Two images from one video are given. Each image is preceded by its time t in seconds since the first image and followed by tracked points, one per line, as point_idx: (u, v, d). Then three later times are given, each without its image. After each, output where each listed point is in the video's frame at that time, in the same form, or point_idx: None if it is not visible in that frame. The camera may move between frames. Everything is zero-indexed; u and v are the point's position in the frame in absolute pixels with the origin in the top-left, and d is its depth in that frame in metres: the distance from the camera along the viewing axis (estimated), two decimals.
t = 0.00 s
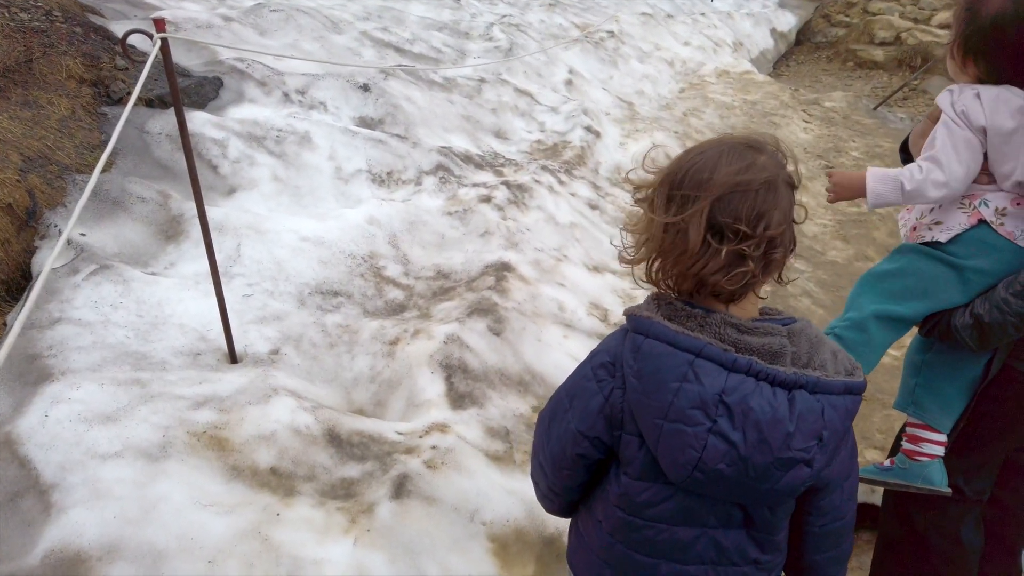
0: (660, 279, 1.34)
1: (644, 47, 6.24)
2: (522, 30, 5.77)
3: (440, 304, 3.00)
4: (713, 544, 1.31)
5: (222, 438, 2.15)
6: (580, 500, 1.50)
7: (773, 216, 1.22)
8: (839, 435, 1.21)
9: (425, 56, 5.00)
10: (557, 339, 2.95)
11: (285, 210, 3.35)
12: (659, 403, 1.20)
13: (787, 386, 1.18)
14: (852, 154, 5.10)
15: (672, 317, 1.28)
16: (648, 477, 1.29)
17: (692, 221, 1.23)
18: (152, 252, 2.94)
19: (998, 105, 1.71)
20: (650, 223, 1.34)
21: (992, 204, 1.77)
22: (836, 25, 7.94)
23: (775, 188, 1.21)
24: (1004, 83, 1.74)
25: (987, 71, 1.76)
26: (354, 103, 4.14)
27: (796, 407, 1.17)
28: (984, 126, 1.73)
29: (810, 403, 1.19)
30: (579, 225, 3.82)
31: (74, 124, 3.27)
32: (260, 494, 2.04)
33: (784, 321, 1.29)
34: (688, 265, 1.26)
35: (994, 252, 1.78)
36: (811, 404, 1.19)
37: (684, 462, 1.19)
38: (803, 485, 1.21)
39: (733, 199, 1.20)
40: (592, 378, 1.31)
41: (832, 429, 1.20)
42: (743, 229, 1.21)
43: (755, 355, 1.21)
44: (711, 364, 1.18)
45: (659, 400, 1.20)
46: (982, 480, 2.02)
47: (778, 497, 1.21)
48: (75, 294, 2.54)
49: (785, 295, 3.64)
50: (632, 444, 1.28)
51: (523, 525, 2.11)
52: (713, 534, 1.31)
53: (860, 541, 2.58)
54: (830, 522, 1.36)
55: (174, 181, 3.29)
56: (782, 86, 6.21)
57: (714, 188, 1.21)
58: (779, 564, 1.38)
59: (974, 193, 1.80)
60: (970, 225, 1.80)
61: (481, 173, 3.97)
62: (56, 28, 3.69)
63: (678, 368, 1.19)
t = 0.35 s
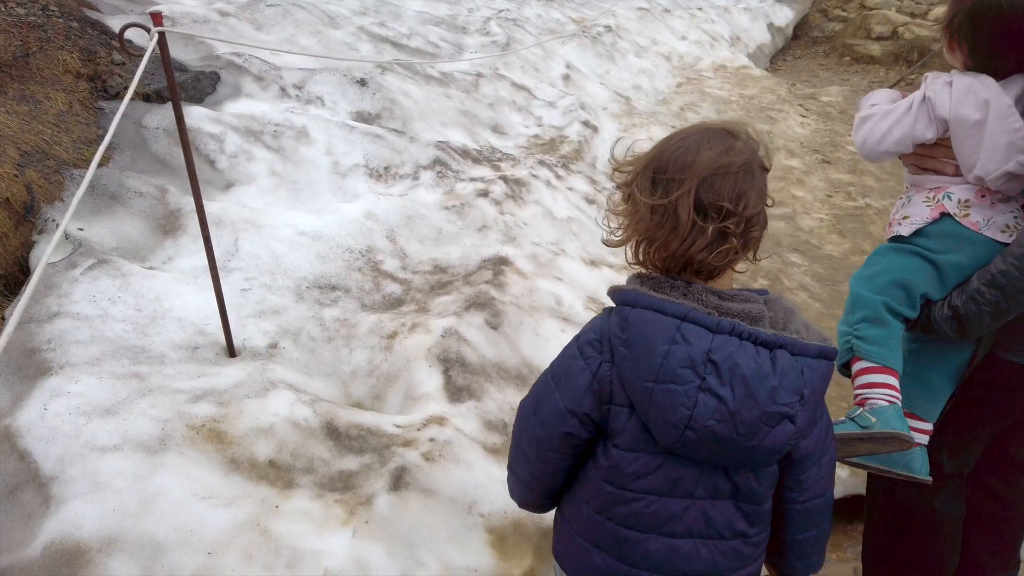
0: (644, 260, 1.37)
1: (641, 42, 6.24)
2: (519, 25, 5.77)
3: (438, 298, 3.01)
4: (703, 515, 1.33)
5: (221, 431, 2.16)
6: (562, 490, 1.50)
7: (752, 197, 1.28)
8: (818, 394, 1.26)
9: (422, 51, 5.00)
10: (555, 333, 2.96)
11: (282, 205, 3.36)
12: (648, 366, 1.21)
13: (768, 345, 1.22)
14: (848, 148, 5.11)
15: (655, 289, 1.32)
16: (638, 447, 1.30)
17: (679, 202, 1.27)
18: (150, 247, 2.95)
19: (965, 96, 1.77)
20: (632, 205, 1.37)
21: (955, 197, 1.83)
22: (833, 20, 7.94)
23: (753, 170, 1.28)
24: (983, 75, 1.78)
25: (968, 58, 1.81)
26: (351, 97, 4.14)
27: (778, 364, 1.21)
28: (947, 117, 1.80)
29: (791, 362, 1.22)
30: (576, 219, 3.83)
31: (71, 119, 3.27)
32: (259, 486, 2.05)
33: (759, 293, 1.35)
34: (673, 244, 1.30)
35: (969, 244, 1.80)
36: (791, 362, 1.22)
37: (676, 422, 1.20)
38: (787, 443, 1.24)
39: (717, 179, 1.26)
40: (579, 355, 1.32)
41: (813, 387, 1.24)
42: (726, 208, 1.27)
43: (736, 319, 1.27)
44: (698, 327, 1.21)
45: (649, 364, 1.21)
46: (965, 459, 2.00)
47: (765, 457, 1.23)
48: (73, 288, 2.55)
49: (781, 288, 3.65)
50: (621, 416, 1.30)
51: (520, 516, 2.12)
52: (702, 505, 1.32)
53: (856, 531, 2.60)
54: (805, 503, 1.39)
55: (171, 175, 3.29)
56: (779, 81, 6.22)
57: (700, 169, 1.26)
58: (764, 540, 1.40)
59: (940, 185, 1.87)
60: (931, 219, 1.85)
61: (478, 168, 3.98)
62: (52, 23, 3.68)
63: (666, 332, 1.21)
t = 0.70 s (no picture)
0: (561, 338, 1.68)
1: (638, 35, 6.23)
2: (516, 18, 5.76)
3: (434, 291, 3.02)
4: (646, 541, 1.51)
5: (217, 424, 2.17)
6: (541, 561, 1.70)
7: (645, 288, 1.57)
8: (711, 405, 1.44)
9: (418, 45, 4.99)
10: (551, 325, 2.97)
11: (278, 199, 3.36)
12: (559, 403, 1.46)
13: (655, 369, 1.44)
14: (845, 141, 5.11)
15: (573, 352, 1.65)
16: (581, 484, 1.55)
17: (584, 293, 1.58)
18: (145, 241, 2.95)
19: (906, 86, 1.73)
20: (549, 291, 1.68)
21: (884, 200, 1.88)
22: (830, 13, 7.93)
23: (646, 266, 1.57)
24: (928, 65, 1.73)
25: (918, 45, 1.74)
26: (346, 91, 4.13)
27: (665, 382, 1.42)
28: (887, 106, 1.77)
29: (678, 379, 1.44)
30: (572, 212, 3.83)
31: (66, 113, 3.26)
32: (255, 478, 2.06)
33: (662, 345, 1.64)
34: (579, 326, 1.61)
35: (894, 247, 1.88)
36: (678, 379, 1.44)
37: (586, 443, 1.42)
38: (688, 449, 1.42)
39: (613, 276, 1.55)
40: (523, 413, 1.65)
41: (703, 399, 1.43)
42: (623, 299, 1.57)
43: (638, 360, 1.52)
44: (593, 363, 1.46)
45: (559, 401, 1.46)
46: (957, 456, 1.90)
47: (671, 466, 1.42)
48: (68, 282, 2.55)
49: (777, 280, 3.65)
50: (557, 464, 1.61)
51: (516, 507, 2.13)
52: (644, 533, 1.51)
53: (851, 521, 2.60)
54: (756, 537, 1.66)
55: (166, 169, 3.28)
56: (775, 74, 6.21)
57: (600, 269, 1.56)
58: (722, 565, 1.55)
59: (875, 183, 1.91)
60: (859, 221, 1.94)
61: (474, 161, 3.98)
62: (47, 17, 3.67)
63: (569, 371, 1.46)
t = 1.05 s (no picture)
0: (529, 342, 1.76)
1: (632, 28, 6.22)
2: (509, 11, 5.74)
3: (428, 286, 3.02)
4: (617, 522, 1.56)
5: (212, 419, 2.17)
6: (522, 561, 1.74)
7: (602, 287, 1.66)
8: (669, 387, 1.53)
9: (411, 39, 4.98)
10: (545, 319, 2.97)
11: (272, 193, 3.36)
12: (527, 394, 1.55)
13: (616, 358, 1.53)
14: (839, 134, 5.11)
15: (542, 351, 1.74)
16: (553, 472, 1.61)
17: (547, 296, 1.66)
18: (139, 237, 2.94)
19: (845, 70, 1.94)
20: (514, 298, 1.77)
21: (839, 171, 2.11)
22: (823, 6, 7.93)
23: (603, 267, 1.67)
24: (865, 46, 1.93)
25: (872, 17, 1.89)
26: (340, 86, 4.12)
27: (626, 368, 1.51)
28: (829, 88, 1.99)
29: (638, 366, 1.53)
30: (567, 206, 3.83)
31: (58, 108, 3.25)
32: (250, 473, 2.06)
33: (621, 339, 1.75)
34: (543, 326, 1.69)
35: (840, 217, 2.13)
36: (638, 366, 1.53)
37: (554, 428, 1.50)
38: (651, 429, 1.50)
39: (571, 278, 1.64)
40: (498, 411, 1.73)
41: (662, 382, 1.52)
42: (583, 299, 1.66)
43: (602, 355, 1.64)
44: (559, 354, 1.55)
45: (527, 392, 1.54)
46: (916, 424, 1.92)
47: (636, 447, 1.49)
48: (62, 278, 2.54)
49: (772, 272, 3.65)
50: (529, 456, 1.68)
51: (511, 500, 2.15)
52: (615, 515, 1.57)
53: (844, 512, 2.62)
54: (718, 514, 1.75)
55: (160, 165, 3.27)
56: (769, 67, 6.21)
57: (558, 272, 1.65)
58: (693, 541, 1.63)
59: (831, 157, 2.15)
60: (817, 192, 2.19)
61: (468, 155, 3.97)
62: (37, 11, 3.65)
63: (536, 364, 1.55)
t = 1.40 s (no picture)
0: (554, 354, 1.79)
1: (633, 25, 6.21)
2: (511, 8, 5.72)
3: (433, 283, 3.02)
4: (655, 529, 1.59)
5: (219, 418, 2.16)
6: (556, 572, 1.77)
7: (628, 295, 1.72)
8: (701, 397, 1.58)
9: (412, 36, 4.96)
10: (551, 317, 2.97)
11: (275, 191, 3.35)
12: (562, 404, 1.58)
13: (649, 368, 1.58)
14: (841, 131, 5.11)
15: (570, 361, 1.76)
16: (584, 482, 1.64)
17: (574, 305, 1.71)
18: (143, 234, 2.94)
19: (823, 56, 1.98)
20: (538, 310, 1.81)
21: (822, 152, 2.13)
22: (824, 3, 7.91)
23: (627, 277, 1.73)
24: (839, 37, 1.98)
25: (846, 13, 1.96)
26: (342, 83, 4.11)
27: (659, 378, 1.56)
28: (809, 76, 2.03)
29: (670, 375, 1.58)
30: (570, 204, 3.83)
31: (61, 105, 3.24)
32: (257, 472, 2.06)
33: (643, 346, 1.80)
34: (571, 336, 1.73)
35: (827, 194, 2.17)
36: (670, 375, 1.58)
37: (592, 437, 1.53)
38: (686, 436, 1.54)
39: (597, 286, 1.70)
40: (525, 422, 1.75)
41: (694, 391, 1.57)
42: (610, 308, 1.71)
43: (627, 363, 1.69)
44: (592, 365, 1.59)
45: (562, 402, 1.58)
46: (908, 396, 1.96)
47: (672, 453, 1.54)
48: (67, 276, 2.54)
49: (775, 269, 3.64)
50: (560, 465, 1.70)
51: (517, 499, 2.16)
52: (652, 521, 1.60)
53: (850, 510, 2.62)
54: (747, 520, 1.78)
55: (163, 162, 3.27)
56: (771, 64, 6.20)
57: (584, 280, 1.70)
58: (726, 546, 1.66)
59: (816, 139, 2.17)
60: (805, 172, 2.22)
61: (471, 153, 3.97)
62: (40, 9, 3.64)
63: (570, 375, 1.59)
